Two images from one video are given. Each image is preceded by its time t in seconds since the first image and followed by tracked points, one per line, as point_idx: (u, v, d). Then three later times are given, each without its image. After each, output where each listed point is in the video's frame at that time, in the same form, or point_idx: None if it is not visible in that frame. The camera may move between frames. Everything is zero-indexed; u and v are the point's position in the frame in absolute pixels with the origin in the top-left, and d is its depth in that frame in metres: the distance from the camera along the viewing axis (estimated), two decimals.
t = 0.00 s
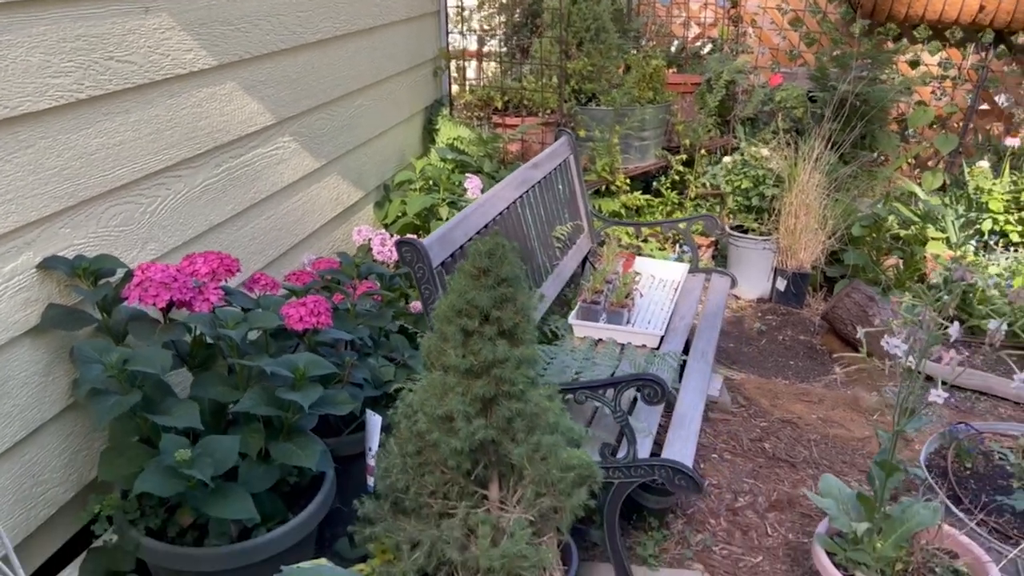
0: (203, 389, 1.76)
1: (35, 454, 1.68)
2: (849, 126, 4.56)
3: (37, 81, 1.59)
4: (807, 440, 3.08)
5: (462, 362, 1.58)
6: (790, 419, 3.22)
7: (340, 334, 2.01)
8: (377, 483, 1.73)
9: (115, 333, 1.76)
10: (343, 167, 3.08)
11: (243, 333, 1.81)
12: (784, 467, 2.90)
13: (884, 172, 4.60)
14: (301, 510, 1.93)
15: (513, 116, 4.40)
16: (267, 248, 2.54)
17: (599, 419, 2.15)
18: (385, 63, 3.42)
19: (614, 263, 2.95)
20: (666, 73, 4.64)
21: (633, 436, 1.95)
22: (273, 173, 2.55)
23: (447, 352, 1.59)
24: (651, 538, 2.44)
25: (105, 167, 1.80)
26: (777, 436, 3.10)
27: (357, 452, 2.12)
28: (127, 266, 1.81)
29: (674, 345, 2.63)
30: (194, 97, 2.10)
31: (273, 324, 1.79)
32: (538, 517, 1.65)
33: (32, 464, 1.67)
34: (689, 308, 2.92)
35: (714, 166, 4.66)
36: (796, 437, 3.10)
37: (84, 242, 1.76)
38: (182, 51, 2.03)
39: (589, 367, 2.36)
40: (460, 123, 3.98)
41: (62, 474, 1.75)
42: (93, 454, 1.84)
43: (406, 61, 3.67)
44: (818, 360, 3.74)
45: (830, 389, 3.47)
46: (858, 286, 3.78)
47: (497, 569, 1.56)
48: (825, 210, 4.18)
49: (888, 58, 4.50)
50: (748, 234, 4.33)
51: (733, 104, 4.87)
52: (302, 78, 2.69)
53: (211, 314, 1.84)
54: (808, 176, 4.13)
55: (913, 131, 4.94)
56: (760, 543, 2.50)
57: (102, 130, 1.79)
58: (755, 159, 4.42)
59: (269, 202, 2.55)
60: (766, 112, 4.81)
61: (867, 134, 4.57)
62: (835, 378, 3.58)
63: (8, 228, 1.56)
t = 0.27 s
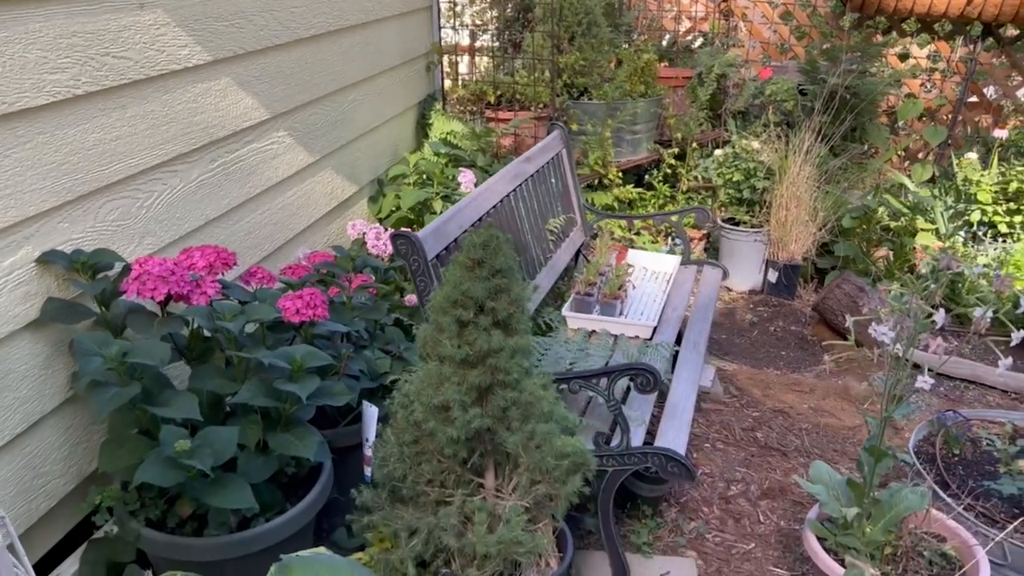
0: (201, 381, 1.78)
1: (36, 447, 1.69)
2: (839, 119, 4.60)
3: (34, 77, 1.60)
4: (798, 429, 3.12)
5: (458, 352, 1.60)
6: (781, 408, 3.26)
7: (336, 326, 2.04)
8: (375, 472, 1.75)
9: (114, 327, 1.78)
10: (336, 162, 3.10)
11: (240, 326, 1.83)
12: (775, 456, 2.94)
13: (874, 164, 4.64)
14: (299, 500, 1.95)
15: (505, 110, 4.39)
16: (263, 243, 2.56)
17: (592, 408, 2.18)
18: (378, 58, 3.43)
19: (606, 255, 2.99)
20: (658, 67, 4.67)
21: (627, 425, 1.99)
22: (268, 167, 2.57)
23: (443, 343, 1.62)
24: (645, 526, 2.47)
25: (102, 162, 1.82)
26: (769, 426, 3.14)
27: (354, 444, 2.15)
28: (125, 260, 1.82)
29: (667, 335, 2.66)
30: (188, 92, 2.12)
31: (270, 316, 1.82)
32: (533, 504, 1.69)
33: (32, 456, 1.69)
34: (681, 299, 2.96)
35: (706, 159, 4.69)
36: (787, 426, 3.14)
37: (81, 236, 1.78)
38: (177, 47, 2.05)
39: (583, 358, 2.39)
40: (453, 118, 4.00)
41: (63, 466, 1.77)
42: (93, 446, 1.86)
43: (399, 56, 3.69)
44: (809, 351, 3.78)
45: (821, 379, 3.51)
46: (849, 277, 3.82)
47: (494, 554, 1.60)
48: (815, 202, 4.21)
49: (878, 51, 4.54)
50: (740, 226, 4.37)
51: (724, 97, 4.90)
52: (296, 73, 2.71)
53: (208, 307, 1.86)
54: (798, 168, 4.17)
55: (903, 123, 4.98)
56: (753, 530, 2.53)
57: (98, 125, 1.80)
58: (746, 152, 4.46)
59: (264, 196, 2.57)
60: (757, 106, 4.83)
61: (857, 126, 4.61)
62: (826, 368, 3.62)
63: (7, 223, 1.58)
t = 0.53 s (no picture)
0: (205, 371, 1.79)
1: (41, 437, 1.70)
2: (832, 109, 4.63)
3: (36, 69, 1.61)
4: (794, 417, 3.15)
5: (461, 339, 1.62)
6: (777, 396, 3.29)
7: (338, 316, 2.05)
8: (379, 459, 1.77)
9: (118, 318, 1.79)
10: (333, 155, 3.11)
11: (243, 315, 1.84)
12: (772, 443, 2.97)
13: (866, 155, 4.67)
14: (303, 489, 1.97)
15: (501, 103, 4.45)
16: (262, 235, 2.57)
17: (593, 395, 2.21)
18: (374, 51, 3.44)
19: (603, 246, 3.00)
20: (651, 59, 4.68)
21: (627, 412, 2.01)
22: (266, 160, 2.57)
23: (447, 331, 1.63)
24: (645, 513, 2.49)
25: (103, 154, 1.82)
26: (765, 413, 3.17)
27: (357, 434, 2.16)
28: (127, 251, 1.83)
29: (664, 324, 2.68)
30: (188, 84, 2.12)
31: (273, 306, 1.83)
32: (536, 489, 1.71)
33: (38, 447, 1.70)
34: (678, 288, 2.98)
35: (700, 151, 4.71)
36: (783, 414, 3.17)
37: (84, 228, 1.78)
38: (176, 39, 2.05)
39: (582, 346, 2.42)
40: (448, 110, 4.01)
41: (68, 456, 1.78)
42: (98, 437, 1.87)
43: (394, 48, 3.69)
44: (804, 339, 3.81)
45: (816, 368, 3.55)
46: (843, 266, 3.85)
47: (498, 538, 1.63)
48: (809, 192, 4.24)
49: (870, 42, 4.57)
50: (734, 217, 4.40)
51: (718, 89, 4.91)
52: (293, 66, 2.71)
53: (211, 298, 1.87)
54: (792, 159, 4.20)
55: (894, 114, 5.02)
56: (751, 516, 2.57)
57: (100, 117, 1.81)
58: (740, 143, 4.48)
59: (262, 189, 2.57)
60: (749, 97, 4.86)
61: (849, 117, 4.64)
62: (821, 357, 3.65)
63: (11, 214, 1.58)
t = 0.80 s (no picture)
0: (215, 360, 1.81)
1: (54, 427, 1.72)
2: (825, 100, 4.67)
3: (46, 62, 1.62)
4: (791, 403, 3.19)
5: (470, 326, 1.65)
6: (774, 383, 3.34)
7: (344, 306, 2.07)
8: (389, 445, 1.80)
9: (128, 308, 1.80)
10: (333, 147, 3.12)
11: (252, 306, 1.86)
12: (770, 429, 3.01)
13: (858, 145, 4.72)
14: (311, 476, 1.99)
15: (497, 94, 4.37)
16: (264, 227, 2.58)
17: (596, 382, 2.24)
18: (372, 43, 3.44)
19: (602, 236, 3.03)
20: (646, 50, 4.70)
21: (631, 397, 2.05)
22: (268, 152, 2.59)
23: (456, 318, 1.66)
24: (646, 498, 2.53)
25: (111, 147, 1.83)
26: (762, 400, 3.21)
27: (363, 422, 2.19)
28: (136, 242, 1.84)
29: (664, 313, 2.72)
30: (192, 77, 2.13)
31: (282, 296, 1.85)
32: (544, 473, 1.75)
33: (51, 436, 1.71)
34: (676, 278, 3.02)
35: (694, 142, 4.75)
36: (780, 400, 3.21)
37: (94, 220, 1.80)
38: (180, 32, 2.06)
39: (584, 334, 2.45)
40: (445, 102, 4.03)
41: (80, 446, 1.80)
42: (108, 426, 1.88)
43: (392, 41, 3.70)
44: (799, 328, 3.86)
45: (811, 355, 3.59)
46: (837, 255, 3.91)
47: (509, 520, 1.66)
48: (803, 182, 4.29)
49: (862, 33, 4.61)
50: (729, 207, 4.45)
51: (712, 80, 4.93)
52: (293, 58, 2.72)
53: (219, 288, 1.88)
54: (786, 149, 4.24)
55: (886, 104, 5.07)
56: (750, 500, 2.61)
57: (108, 110, 1.82)
58: (735, 133, 4.52)
59: (265, 181, 2.59)
60: (743, 88, 4.89)
61: (841, 107, 4.68)
62: (816, 344, 3.70)
63: (23, 206, 1.60)
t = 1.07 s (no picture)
0: (223, 346, 1.84)
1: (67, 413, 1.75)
2: (816, 90, 4.72)
3: (55, 52, 1.64)
4: (784, 387, 3.25)
5: (476, 310, 1.69)
6: (767, 368, 3.39)
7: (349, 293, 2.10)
8: (396, 427, 1.84)
9: (137, 296, 1.83)
10: (331, 139, 3.15)
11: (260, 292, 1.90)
12: (764, 413, 3.07)
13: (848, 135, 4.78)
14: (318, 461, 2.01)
15: (491, 86, 4.46)
16: (266, 217, 2.61)
17: (596, 365, 2.29)
18: (368, 35, 3.47)
19: (598, 225, 3.08)
20: (638, 41, 4.74)
21: (630, 379, 2.10)
22: (268, 143, 2.61)
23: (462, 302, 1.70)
24: (645, 480, 2.57)
25: (118, 136, 1.86)
26: (756, 385, 3.27)
27: (368, 407, 2.22)
28: (144, 230, 1.87)
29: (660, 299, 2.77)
30: (195, 68, 2.16)
31: (288, 283, 1.88)
32: (548, 453, 1.79)
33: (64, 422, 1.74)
34: (671, 266, 3.07)
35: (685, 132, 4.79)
36: (774, 385, 3.27)
37: (102, 209, 1.82)
38: (184, 23, 2.08)
39: (583, 319, 2.50)
40: (440, 94, 4.05)
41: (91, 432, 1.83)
42: (118, 412, 1.91)
43: (387, 32, 3.72)
44: (791, 314, 3.92)
45: (803, 341, 3.65)
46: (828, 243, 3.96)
47: (514, 498, 1.72)
48: (794, 171, 4.34)
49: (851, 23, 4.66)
50: (721, 196, 4.50)
51: (703, 71, 4.98)
52: (292, 50, 2.74)
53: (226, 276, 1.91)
54: (777, 139, 4.29)
55: (874, 94, 5.13)
56: (746, 482, 2.66)
57: (114, 100, 1.84)
58: (727, 123, 4.57)
59: (265, 172, 2.61)
60: (734, 79, 4.94)
61: (831, 97, 4.74)
62: (808, 331, 3.76)
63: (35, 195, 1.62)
